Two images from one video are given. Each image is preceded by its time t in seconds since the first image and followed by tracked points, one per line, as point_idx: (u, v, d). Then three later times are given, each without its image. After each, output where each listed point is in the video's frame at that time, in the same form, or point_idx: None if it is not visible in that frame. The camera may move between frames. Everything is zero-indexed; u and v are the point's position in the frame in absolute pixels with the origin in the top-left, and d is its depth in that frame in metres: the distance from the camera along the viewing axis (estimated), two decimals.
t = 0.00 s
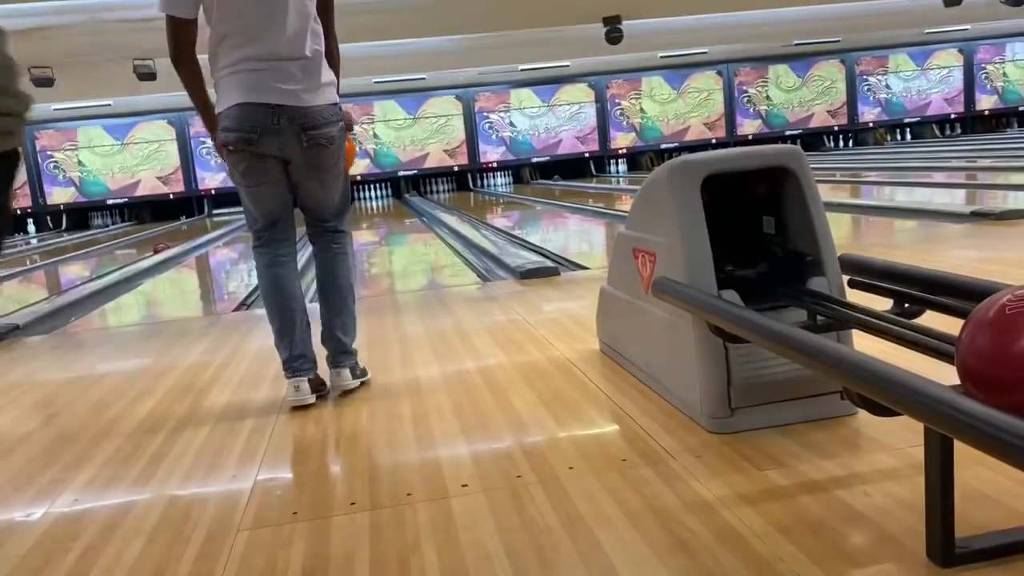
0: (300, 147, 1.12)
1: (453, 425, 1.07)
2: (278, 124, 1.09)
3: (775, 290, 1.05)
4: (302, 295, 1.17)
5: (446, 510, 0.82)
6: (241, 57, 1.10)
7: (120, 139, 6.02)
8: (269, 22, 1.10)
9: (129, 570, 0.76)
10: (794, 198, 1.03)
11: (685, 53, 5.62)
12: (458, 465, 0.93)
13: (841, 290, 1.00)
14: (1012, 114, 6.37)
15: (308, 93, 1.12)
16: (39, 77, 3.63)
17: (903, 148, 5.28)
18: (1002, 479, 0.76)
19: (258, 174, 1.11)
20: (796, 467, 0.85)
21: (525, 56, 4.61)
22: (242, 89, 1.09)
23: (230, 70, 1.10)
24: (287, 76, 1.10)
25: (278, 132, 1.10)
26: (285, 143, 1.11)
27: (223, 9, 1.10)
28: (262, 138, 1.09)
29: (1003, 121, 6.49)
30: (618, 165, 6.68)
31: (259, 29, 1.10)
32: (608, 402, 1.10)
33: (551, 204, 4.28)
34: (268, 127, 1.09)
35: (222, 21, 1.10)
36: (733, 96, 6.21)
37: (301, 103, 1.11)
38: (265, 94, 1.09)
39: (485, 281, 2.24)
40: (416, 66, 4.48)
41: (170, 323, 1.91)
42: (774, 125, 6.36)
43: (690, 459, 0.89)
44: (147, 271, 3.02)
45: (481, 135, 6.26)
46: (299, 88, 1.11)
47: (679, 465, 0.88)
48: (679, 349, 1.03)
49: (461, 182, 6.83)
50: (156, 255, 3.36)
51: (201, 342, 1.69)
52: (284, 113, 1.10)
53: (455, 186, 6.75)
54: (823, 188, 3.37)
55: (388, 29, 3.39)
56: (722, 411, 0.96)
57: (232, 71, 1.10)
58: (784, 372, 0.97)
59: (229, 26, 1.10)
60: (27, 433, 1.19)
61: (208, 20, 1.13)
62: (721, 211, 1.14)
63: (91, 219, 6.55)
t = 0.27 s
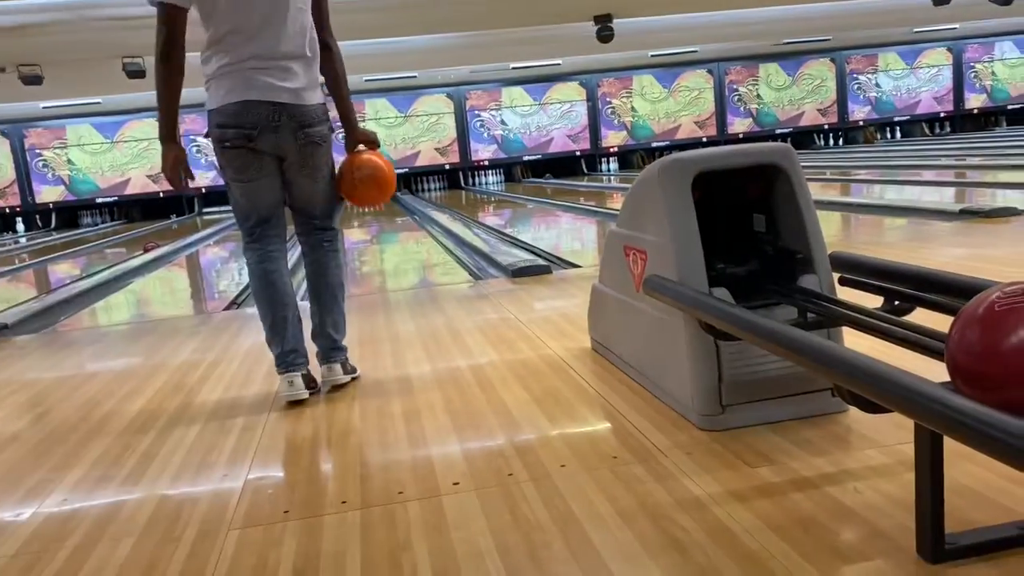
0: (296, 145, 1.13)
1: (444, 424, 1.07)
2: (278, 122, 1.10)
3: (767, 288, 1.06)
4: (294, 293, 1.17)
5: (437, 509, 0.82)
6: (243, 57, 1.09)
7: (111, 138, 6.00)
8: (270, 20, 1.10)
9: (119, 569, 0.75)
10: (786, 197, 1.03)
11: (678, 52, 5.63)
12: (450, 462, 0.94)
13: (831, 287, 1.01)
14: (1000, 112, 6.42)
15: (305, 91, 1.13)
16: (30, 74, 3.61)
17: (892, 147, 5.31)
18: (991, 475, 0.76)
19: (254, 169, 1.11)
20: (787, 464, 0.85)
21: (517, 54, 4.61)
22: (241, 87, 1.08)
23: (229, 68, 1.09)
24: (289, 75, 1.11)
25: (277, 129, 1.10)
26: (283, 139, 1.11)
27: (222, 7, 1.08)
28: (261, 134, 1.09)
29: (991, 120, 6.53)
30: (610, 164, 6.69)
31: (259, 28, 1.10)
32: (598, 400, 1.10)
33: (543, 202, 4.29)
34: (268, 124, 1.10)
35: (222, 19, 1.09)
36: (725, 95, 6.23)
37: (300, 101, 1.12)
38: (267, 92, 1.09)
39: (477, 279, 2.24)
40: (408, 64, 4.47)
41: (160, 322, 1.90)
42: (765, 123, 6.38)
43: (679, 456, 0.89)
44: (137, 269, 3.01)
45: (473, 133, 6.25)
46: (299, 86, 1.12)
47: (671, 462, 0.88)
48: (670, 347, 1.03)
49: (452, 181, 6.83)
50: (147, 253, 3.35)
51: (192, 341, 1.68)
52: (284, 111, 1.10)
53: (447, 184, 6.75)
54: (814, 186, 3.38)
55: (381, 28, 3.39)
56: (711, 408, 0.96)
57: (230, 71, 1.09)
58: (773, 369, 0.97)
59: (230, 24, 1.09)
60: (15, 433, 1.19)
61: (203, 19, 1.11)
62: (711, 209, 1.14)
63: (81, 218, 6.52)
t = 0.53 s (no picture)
0: (294, 143, 1.12)
1: (435, 423, 1.07)
2: (277, 119, 1.10)
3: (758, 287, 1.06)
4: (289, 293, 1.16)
5: (428, 508, 0.82)
6: (239, 53, 1.09)
7: (100, 136, 5.98)
8: (266, 19, 1.10)
9: (108, 570, 0.75)
10: (777, 196, 1.03)
11: (668, 50, 5.64)
12: (441, 462, 0.93)
13: (821, 286, 1.01)
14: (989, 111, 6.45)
15: (303, 89, 1.13)
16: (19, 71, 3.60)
17: (883, 145, 5.33)
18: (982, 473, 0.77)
19: (252, 167, 1.10)
20: (779, 462, 0.85)
21: (508, 52, 4.62)
22: (239, 82, 1.08)
23: (226, 64, 1.09)
24: (287, 72, 1.11)
25: (276, 126, 1.10)
26: (283, 137, 1.11)
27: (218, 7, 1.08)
28: (261, 131, 1.09)
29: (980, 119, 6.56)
30: (601, 162, 6.70)
31: (256, 25, 1.09)
32: (590, 398, 1.10)
33: (534, 200, 4.29)
34: (267, 121, 1.09)
35: (219, 18, 1.09)
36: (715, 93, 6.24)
37: (299, 98, 1.12)
38: (266, 88, 1.09)
39: (468, 277, 2.24)
40: (399, 62, 4.47)
41: (150, 321, 1.90)
42: (755, 121, 6.39)
43: (671, 455, 0.89)
44: (126, 267, 3.00)
45: (464, 131, 6.25)
46: (297, 84, 1.12)
47: (662, 462, 0.88)
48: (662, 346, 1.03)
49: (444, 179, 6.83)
50: (137, 252, 3.34)
51: (182, 340, 1.68)
52: (283, 108, 1.10)
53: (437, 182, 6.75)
54: (805, 185, 3.39)
55: (372, 25, 3.38)
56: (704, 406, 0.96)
57: (226, 67, 1.09)
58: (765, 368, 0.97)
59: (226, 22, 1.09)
60: (3, 433, 1.18)
61: (197, 19, 1.11)
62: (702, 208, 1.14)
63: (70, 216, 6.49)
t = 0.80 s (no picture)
0: (284, 142, 1.11)
1: (425, 421, 1.07)
2: (265, 117, 1.09)
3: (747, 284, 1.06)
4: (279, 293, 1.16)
5: (418, 506, 0.82)
6: (230, 50, 1.08)
7: (86, 133, 5.95)
8: (259, 16, 1.10)
9: (97, 569, 0.75)
10: (765, 192, 1.03)
11: (656, 47, 5.65)
12: (431, 460, 0.93)
13: (810, 283, 1.02)
14: (976, 108, 6.48)
15: (295, 87, 1.12)
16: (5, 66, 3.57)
17: (871, 142, 5.34)
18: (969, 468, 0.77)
19: (240, 168, 1.09)
20: (767, 459, 0.85)
21: (498, 48, 4.61)
22: (228, 80, 1.07)
23: (216, 62, 1.08)
24: (277, 70, 1.10)
25: (264, 125, 1.09)
26: (271, 137, 1.10)
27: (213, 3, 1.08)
28: (247, 131, 1.08)
29: (968, 117, 6.60)
30: (591, 159, 6.70)
31: (249, 23, 1.09)
32: (580, 396, 1.10)
33: (524, 198, 4.29)
34: (255, 120, 1.08)
35: (212, 14, 1.08)
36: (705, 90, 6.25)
37: (290, 97, 1.11)
38: (255, 86, 1.08)
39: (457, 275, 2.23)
40: (388, 59, 4.46)
41: (137, 319, 1.89)
42: (744, 118, 6.41)
43: (660, 452, 0.89)
44: (113, 266, 2.98)
45: (454, 128, 6.24)
46: (288, 82, 1.11)
47: (651, 459, 0.89)
48: (650, 343, 1.03)
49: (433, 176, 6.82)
50: (125, 250, 3.32)
51: (171, 338, 1.67)
52: (272, 106, 1.09)
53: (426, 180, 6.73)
54: (793, 182, 3.40)
55: (361, 22, 3.37)
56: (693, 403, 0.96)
57: (218, 64, 1.08)
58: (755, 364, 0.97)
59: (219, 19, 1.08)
60: None
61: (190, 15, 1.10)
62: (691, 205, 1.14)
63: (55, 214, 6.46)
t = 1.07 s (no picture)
0: (291, 138, 1.06)
1: (413, 423, 1.07)
2: (267, 114, 1.04)
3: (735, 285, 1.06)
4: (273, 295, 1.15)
5: (406, 507, 0.82)
6: (228, 45, 1.05)
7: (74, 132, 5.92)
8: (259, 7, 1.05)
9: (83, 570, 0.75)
10: (753, 194, 1.04)
11: (644, 47, 5.66)
12: (419, 461, 0.93)
13: (797, 284, 1.02)
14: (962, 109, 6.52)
15: (299, 81, 1.07)
16: None
17: (859, 143, 5.37)
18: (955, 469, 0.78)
19: (241, 172, 1.06)
20: (755, 459, 0.86)
21: (487, 48, 4.61)
22: (226, 76, 1.04)
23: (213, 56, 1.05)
24: (279, 63, 1.05)
25: (266, 122, 1.04)
26: (275, 134, 1.05)
27: None
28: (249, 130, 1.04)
29: (955, 118, 6.64)
30: (580, 159, 6.70)
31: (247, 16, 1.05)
32: (568, 397, 1.10)
33: (513, 198, 4.29)
34: (255, 117, 1.04)
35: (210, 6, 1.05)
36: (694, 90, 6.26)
37: (294, 92, 1.06)
38: (253, 80, 1.03)
39: (446, 275, 2.23)
40: (377, 59, 4.45)
41: (125, 320, 1.88)
42: (732, 118, 6.43)
43: (648, 453, 0.89)
44: (101, 265, 2.97)
45: (443, 128, 6.24)
46: (292, 77, 1.06)
47: (639, 459, 0.89)
48: (638, 344, 1.04)
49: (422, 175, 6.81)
50: (113, 249, 3.30)
51: (158, 339, 1.66)
52: (272, 101, 1.04)
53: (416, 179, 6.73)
54: (782, 182, 3.42)
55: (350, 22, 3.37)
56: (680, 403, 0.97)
57: (217, 59, 1.05)
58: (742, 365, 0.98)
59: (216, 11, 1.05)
60: None
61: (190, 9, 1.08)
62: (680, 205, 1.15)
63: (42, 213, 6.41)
